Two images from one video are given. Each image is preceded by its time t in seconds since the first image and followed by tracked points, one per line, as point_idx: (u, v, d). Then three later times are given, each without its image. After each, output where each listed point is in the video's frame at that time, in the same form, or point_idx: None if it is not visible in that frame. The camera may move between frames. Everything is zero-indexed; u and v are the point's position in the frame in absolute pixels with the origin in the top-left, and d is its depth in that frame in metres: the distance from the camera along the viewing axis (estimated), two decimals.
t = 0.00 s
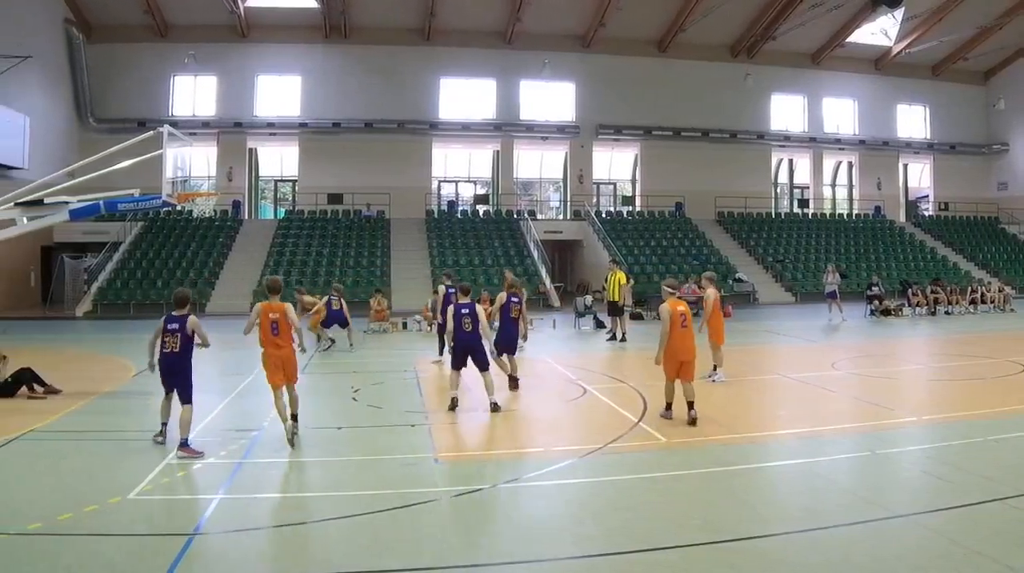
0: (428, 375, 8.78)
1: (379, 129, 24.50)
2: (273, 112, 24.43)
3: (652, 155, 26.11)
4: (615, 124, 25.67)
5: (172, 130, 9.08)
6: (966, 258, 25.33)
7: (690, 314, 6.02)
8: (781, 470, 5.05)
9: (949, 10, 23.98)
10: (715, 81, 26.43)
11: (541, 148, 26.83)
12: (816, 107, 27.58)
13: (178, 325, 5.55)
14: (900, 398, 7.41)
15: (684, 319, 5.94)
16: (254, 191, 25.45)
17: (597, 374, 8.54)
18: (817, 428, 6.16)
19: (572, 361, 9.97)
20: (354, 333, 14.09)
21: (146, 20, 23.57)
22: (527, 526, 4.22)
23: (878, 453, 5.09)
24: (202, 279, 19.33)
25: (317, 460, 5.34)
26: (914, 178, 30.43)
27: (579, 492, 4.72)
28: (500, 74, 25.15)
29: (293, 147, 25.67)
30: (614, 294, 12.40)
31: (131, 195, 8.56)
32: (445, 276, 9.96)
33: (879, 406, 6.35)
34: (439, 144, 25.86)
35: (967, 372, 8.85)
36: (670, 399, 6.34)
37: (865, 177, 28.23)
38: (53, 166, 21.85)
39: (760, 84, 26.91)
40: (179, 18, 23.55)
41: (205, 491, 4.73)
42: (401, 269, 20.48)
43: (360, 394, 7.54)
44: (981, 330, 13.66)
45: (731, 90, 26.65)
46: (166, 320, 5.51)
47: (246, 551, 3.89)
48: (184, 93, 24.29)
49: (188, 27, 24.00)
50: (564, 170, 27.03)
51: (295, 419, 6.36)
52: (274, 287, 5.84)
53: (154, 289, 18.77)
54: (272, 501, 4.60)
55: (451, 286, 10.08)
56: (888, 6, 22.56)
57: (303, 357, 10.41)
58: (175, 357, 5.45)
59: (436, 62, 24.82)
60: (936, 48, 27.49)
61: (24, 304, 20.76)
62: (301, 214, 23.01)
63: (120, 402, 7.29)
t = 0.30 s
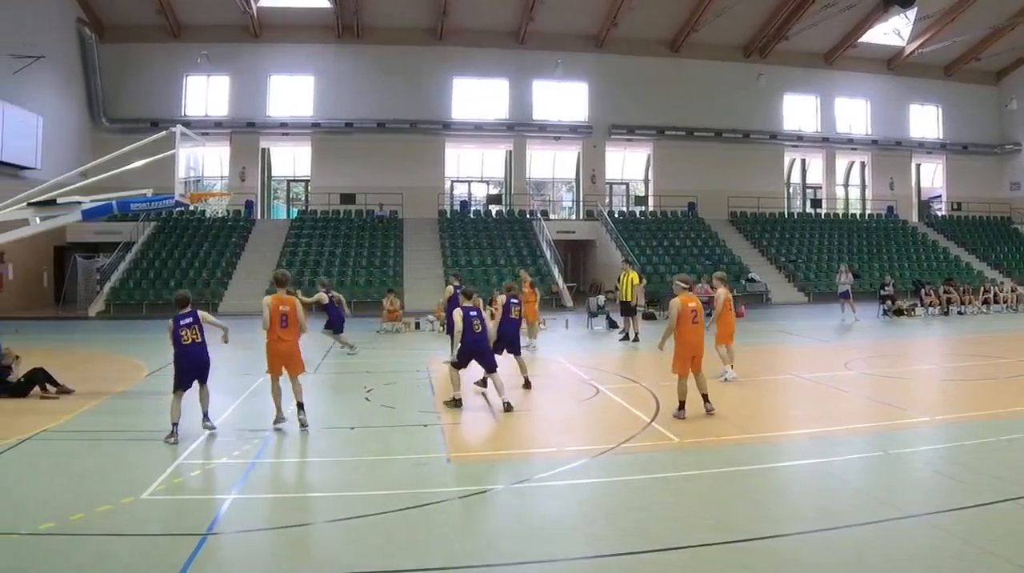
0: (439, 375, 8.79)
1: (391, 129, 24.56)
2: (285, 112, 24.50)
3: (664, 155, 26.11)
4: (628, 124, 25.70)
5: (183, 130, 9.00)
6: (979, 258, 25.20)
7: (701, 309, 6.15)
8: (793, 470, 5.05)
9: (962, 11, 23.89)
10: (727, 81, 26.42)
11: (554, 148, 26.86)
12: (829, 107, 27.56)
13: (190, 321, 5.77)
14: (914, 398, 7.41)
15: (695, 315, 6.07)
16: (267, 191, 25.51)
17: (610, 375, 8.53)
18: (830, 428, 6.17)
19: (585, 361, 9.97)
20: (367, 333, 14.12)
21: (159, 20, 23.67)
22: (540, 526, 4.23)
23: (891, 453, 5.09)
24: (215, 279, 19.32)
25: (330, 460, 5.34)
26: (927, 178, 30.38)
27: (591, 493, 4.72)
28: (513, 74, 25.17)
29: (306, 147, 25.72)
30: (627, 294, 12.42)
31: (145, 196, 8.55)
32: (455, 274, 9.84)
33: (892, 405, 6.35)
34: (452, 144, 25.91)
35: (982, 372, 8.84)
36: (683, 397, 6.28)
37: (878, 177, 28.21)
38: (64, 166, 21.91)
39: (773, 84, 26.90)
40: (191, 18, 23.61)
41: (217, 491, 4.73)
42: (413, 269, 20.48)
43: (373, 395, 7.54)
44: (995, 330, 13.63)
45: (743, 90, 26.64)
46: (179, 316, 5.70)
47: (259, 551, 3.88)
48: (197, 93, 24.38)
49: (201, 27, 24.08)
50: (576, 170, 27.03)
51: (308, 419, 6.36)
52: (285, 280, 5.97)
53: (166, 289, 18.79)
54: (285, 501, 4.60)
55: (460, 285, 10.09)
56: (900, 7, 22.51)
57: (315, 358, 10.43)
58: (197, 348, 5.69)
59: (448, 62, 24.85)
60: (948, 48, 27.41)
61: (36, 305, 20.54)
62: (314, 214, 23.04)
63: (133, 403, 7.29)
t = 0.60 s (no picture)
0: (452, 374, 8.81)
1: (404, 129, 24.63)
2: (298, 112, 24.57)
3: (677, 155, 26.11)
4: (641, 124, 25.73)
5: (197, 130, 8.96)
6: (991, 258, 25.10)
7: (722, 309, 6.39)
8: (805, 470, 5.06)
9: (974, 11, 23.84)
10: (740, 82, 26.40)
11: (567, 148, 26.86)
12: (842, 107, 27.51)
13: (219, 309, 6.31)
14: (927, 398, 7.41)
15: (716, 316, 6.29)
16: (280, 191, 25.58)
17: (621, 375, 8.53)
18: (843, 429, 6.18)
19: (598, 361, 9.97)
20: (380, 333, 14.12)
21: (172, 20, 23.75)
22: (553, 525, 4.23)
23: (904, 454, 5.09)
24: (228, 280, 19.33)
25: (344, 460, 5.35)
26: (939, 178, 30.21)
27: (603, 493, 4.72)
28: (526, 74, 25.18)
29: (318, 147, 25.76)
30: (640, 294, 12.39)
31: (157, 196, 8.54)
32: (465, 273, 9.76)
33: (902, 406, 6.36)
34: (465, 144, 25.95)
35: (997, 372, 8.85)
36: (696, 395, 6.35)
37: (891, 177, 28.19)
38: (77, 166, 22.00)
39: (786, 84, 26.86)
40: (203, 18, 23.66)
41: (229, 491, 4.72)
42: (426, 269, 20.49)
43: (386, 394, 7.54)
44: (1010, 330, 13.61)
45: (755, 89, 26.60)
46: (210, 305, 6.22)
47: (272, 551, 3.87)
48: (210, 93, 24.44)
49: (213, 27, 24.15)
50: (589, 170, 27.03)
51: (320, 419, 6.35)
52: (290, 284, 6.02)
53: (179, 289, 18.81)
54: (297, 501, 4.60)
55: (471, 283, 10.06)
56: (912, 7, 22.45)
57: (328, 358, 10.43)
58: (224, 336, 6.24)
59: (461, 62, 24.87)
60: (961, 48, 27.34)
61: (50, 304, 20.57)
62: (327, 214, 23.07)
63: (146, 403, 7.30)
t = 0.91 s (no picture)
0: (465, 374, 8.80)
1: (417, 129, 24.69)
2: (311, 112, 24.61)
3: (690, 155, 26.14)
4: (654, 124, 25.76)
5: (209, 131, 8.80)
6: (1003, 257, 25.03)
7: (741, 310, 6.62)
8: (818, 470, 5.06)
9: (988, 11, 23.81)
10: (752, 82, 26.39)
11: (580, 148, 26.86)
12: (855, 107, 27.50)
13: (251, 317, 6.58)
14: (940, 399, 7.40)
15: (738, 317, 6.52)
16: (293, 190, 25.65)
17: (633, 375, 8.53)
18: (855, 428, 6.19)
19: (611, 361, 9.98)
20: (394, 333, 14.12)
21: (185, 20, 23.82)
22: (565, 525, 4.23)
23: (916, 454, 5.09)
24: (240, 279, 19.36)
25: (358, 460, 5.36)
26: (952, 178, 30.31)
27: (615, 493, 4.72)
28: (539, 74, 25.18)
29: (331, 147, 25.81)
30: (659, 293, 12.35)
31: (171, 196, 8.55)
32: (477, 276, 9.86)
33: (914, 406, 6.37)
34: (478, 144, 25.98)
35: (1011, 372, 8.84)
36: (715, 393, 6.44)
37: (904, 177, 28.15)
38: (90, 166, 22.06)
39: (799, 84, 26.83)
40: (216, 18, 23.71)
41: (242, 491, 4.73)
42: (439, 269, 20.50)
43: (398, 395, 7.54)
44: None
45: (767, 90, 26.60)
46: (243, 314, 6.47)
47: (285, 551, 3.87)
48: (223, 93, 24.51)
49: (226, 27, 24.21)
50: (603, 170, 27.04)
51: (332, 419, 6.35)
52: (310, 282, 6.10)
53: (192, 289, 18.85)
54: (309, 501, 4.60)
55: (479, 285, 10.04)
56: (926, 6, 22.40)
57: (342, 357, 10.45)
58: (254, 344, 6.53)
59: (474, 62, 24.89)
60: (974, 48, 27.27)
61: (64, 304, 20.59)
62: (340, 214, 23.09)
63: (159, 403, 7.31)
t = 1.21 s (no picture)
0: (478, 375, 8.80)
1: (431, 129, 24.75)
2: (325, 111, 24.65)
3: (705, 154, 26.15)
4: (668, 124, 25.78)
5: (225, 132, 8.69)
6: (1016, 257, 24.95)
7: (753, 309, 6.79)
8: (831, 470, 5.06)
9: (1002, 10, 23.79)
10: (766, 82, 26.36)
11: (594, 148, 26.81)
12: (869, 106, 27.46)
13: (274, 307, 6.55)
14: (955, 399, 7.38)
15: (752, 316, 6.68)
16: (307, 190, 25.68)
17: (647, 374, 8.53)
18: (869, 428, 6.19)
19: (626, 361, 9.99)
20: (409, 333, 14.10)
21: (199, 20, 23.87)
22: (579, 525, 4.22)
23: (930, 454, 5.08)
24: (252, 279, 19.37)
25: (373, 460, 5.36)
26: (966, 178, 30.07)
27: (629, 493, 4.72)
28: (552, 75, 25.18)
29: (345, 147, 25.87)
30: (681, 294, 12.36)
31: (185, 195, 8.49)
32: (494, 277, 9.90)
33: (928, 406, 6.37)
34: (492, 144, 26.01)
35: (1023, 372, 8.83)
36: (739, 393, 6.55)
37: (918, 177, 28.09)
38: (104, 166, 22.08)
39: (813, 83, 26.79)
40: (230, 18, 23.75)
41: (257, 491, 4.73)
42: (453, 269, 20.52)
43: (412, 395, 7.56)
44: None
45: (781, 89, 26.55)
46: (267, 304, 6.39)
47: (300, 551, 3.87)
48: (237, 93, 24.56)
49: (240, 27, 24.26)
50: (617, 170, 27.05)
51: (346, 418, 6.36)
52: (318, 282, 6.21)
53: (206, 288, 18.87)
54: (323, 500, 4.60)
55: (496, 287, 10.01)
56: (940, 6, 22.35)
57: (358, 357, 10.47)
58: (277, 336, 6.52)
59: (488, 62, 24.88)
60: (989, 48, 27.19)
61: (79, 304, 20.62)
62: (354, 214, 23.12)
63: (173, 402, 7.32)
